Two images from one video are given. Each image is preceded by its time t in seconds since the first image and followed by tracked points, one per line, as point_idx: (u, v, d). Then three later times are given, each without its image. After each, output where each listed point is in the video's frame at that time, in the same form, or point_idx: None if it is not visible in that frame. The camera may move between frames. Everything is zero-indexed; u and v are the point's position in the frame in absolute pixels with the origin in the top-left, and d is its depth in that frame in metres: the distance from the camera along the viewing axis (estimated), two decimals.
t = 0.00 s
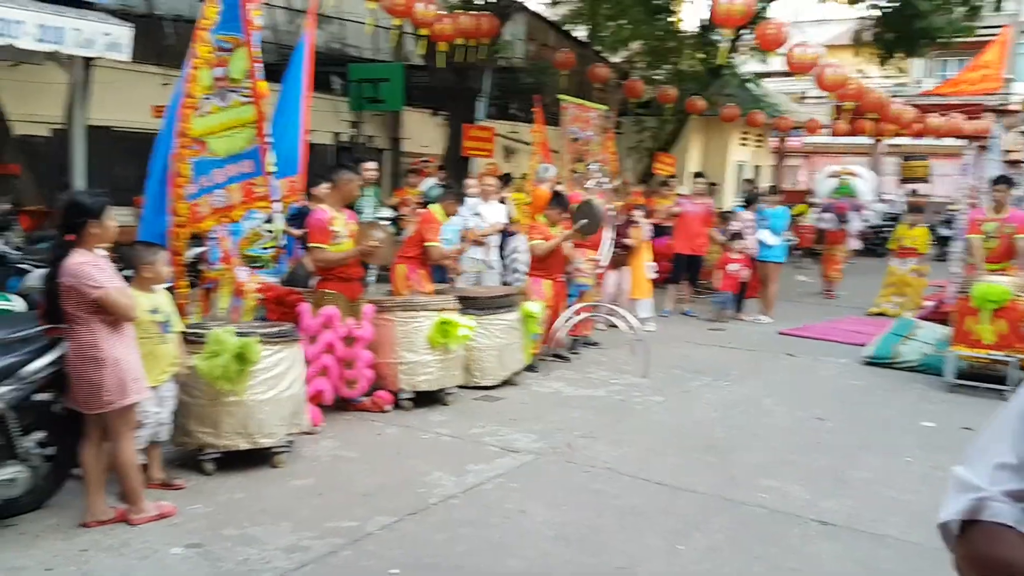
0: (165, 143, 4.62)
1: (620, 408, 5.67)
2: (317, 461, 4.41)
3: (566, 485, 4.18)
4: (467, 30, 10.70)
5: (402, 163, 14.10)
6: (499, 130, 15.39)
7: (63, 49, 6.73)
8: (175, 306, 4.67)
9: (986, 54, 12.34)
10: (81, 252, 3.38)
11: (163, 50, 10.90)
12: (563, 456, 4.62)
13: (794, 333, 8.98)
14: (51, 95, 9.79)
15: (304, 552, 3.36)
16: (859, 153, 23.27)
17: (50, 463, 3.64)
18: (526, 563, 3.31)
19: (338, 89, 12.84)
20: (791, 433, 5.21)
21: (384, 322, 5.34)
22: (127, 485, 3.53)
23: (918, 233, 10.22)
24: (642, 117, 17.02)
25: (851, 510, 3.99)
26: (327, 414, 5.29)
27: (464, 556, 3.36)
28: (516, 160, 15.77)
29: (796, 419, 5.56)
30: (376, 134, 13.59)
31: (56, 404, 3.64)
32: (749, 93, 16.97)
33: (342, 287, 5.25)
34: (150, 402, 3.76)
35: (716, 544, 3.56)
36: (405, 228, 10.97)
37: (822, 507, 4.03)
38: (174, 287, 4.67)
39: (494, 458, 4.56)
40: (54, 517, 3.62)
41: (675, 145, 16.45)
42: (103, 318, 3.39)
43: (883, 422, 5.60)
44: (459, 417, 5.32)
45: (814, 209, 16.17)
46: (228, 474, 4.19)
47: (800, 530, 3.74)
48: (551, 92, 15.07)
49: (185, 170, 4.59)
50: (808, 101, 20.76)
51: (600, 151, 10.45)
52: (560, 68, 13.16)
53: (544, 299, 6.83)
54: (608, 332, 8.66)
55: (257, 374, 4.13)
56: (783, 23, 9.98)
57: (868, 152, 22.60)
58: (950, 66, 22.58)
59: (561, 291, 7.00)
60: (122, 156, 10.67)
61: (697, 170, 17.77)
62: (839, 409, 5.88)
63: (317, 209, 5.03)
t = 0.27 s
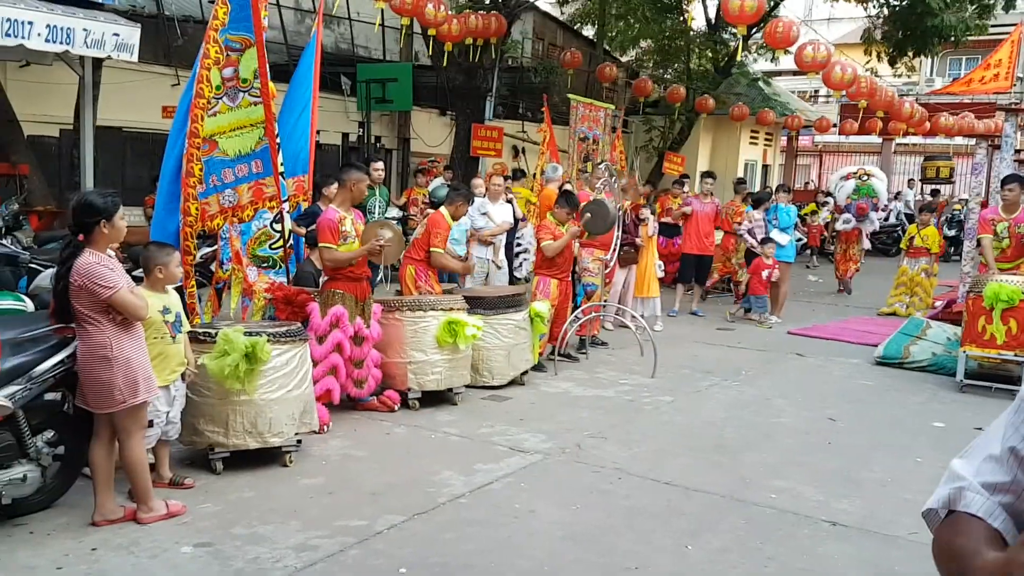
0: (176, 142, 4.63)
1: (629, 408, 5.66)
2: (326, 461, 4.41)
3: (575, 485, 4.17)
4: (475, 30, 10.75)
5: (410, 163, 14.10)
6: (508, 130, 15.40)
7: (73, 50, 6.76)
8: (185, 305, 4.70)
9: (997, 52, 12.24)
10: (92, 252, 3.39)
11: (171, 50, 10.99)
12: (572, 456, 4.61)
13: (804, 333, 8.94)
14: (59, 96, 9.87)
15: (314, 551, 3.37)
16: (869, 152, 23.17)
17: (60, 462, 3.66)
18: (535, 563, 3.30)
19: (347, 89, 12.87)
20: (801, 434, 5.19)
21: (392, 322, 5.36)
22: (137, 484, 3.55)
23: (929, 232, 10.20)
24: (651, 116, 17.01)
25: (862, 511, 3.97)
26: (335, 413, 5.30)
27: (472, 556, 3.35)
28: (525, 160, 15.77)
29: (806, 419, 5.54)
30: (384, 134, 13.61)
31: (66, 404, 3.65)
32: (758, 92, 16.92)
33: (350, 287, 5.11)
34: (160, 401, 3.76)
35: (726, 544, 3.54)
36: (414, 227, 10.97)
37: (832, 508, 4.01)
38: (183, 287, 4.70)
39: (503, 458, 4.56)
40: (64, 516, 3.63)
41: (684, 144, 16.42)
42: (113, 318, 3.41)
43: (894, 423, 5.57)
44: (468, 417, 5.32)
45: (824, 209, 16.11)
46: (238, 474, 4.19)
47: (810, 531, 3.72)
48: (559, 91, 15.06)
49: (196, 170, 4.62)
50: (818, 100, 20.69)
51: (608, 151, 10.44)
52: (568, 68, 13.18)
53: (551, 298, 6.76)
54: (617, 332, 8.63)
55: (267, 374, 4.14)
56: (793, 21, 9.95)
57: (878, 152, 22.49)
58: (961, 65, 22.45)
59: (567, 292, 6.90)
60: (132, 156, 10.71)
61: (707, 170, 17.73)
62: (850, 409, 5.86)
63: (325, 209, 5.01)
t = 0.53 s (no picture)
0: (183, 142, 4.64)
1: (636, 407, 5.65)
2: (333, 460, 4.42)
3: (582, 485, 4.17)
4: (481, 30, 10.77)
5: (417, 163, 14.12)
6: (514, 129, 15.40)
7: (81, 50, 6.79)
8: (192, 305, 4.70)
9: (1006, 51, 12.16)
10: (101, 251, 3.40)
11: (179, 50, 11.07)
12: (579, 456, 4.61)
13: (812, 332, 8.91)
14: (70, 97, 10.06)
15: (321, 550, 3.37)
16: (877, 151, 23.08)
17: (69, 461, 3.68)
18: (542, 563, 3.30)
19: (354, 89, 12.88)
20: (808, 433, 5.18)
21: (399, 322, 5.37)
22: (145, 483, 3.55)
23: (937, 231, 10.17)
24: (658, 116, 17.01)
25: (870, 511, 3.96)
26: (342, 413, 5.30)
27: (479, 555, 3.36)
28: (531, 159, 15.77)
29: (813, 419, 5.52)
30: (391, 134, 13.63)
31: (75, 403, 3.66)
32: (765, 91, 16.88)
33: (357, 286, 5.11)
34: (168, 400, 3.77)
35: (733, 544, 3.54)
36: (420, 227, 10.98)
37: (840, 508, 4.00)
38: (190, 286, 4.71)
39: (510, 457, 4.55)
40: (73, 515, 3.64)
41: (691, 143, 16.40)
42: (121, 317, 3.42)
43: (902, 423, 5.54)
44: (474, 416, 5.32)
45: (831, 208, 16.06)
46: (245, 473, 4.20)
47: (817, 530, 3.71)
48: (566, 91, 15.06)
49: (203, 170, 4.61)
50: (826, 99, 20.63)
51: (615, 150, 10.44)
52: (574, 67, 13.18)
53: (557, 298, 6.75)
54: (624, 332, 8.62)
55: (274, 373, 4.15)
56: (799, 20, 9.90)
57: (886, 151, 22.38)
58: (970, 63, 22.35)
59: (573, 291, 6.90)
60: (140, 157, 10.73)
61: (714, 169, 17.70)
62: (858, 409, 5.83)
63: (332, 209, 5.01)
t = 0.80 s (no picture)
0: (191, 143, 4.67)
1: (642, 408, 5.65)
2: (340, 460, 4.43)
3: (588, 486, 4.17)
4: (486, 31, 10.81)
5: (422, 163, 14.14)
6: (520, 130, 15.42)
7: (88, 52, 6.81)
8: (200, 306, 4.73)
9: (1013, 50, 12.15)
10: (109, 252, 3.42)
11: (185, 52, 11.18)
12: (585, 456, 4.61)
13: (819, 332, 8.89)
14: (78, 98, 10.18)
15: (328, 550, 3.38)
16: (884, 151, 23.06)
17: (77, 461, 3.69)
18: (548, 563, 3.30)
19: (359, 90, 12.90)
20: (815, 434, 5.17)
21: (405, 322, 5.38)
22: (152, 484, 3.57)
23: (944, 233, 10.15)
24: (663, 116, 17.02)
25: (877, 512, 3.95)
26: (349, 413, 5.31)
27: (485, 556, 3.36)
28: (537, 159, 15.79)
29: (820, 419, 5.51)
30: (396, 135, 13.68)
31: (82, 404, 3.67)
32: (771, 91, 16.88)
33: (363, 287, 5.14)
34: (176, 401, 3.78)
35: (740, 545, 3.53)
36: (426, 227, 10.99)
37: (847, 508, 3.99)
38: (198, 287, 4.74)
39: (516, 458, 4.56)
40: (81, 515, 3.66)
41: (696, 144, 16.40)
42: (130, 318, 3.43)
43: (909, 423, 5.53)
44: (481, 417, 5.32)
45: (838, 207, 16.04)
46: (253, 473, 4.21)
47: (824, 531, 3.71)
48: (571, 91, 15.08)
49: (211, 171, 4.62)
50: (831, 98, 20.61)
51: (620, 150, 10.46)
52: (580, 67, 13.21)
53: (563, 298, 6.75)
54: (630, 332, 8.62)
55: (281, 374, 4.16)
56: (806, 20, 9.89)
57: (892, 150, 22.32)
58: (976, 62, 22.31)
59: (580, 291, 6.90)
60: (146, 157, 10.67)
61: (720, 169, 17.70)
62: (864, 409, 5.82)
63: (339, 210, 5.02)
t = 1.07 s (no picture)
0: (210, 146, 4.69)
1: (660, 409, 5.64)
2: (357, 461, 4.45)
3: (605, 488, 4.16)
4: (502, 33, 10.78)
5: (438, 165, 14.18)
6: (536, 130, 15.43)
7: (107, 55, 6.88)
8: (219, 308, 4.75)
9: None
10: (129, 255, 3.46)
11: (203, 55, 11.27)
12: (602, 458, 4.61)
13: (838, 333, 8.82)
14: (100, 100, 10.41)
15: (346, 550, 3.39)
16: (903, 151, 22.89)
17: (97, 462, 3.73)
18: (564, 564, 3.30)
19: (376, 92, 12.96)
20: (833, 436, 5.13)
21: (422, 323, 5.39)
22: (172, 484, 3.59)
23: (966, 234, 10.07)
24: (679, 116, 16.99)
25: (897, 515, 3.91)
26: (366, 414, 5.32)
27: (503, 557, 3.36)
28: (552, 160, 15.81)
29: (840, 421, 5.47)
30: (412, 137, 13.74)
31: (102, 405, 3.69)
32: (789, 91, 16.79)
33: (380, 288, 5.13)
34: (195, 402, 3.81)
35: (759, 547, 3.52)
36: (442, 229, 11.01)
37: (867, 511, 3.96)
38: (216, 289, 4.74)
39: (533, 459, 4.56)
40: (102, 516, 3.70)
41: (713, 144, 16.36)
42: (150, 320, 3.46)
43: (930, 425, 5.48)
44: (497, 418, 5.32)
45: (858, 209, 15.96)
46: (271, 473, 4.24)
47: (843, 534, 3.68)
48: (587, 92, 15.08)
49: (230, 173, 4.64)
50: (849, 99, 20.50)
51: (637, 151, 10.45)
52: (597, 68, 13.20)
53: (579, 300, 6.72)
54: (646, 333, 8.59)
55: (299, 375, 4.19)
56: (825, 19, 9.83)
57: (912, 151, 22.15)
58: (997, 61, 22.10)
59: (596, 292, 6.89)
60: (165, 159, 10.82)
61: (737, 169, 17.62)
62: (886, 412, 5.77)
63: (356, 211, 5.04)
